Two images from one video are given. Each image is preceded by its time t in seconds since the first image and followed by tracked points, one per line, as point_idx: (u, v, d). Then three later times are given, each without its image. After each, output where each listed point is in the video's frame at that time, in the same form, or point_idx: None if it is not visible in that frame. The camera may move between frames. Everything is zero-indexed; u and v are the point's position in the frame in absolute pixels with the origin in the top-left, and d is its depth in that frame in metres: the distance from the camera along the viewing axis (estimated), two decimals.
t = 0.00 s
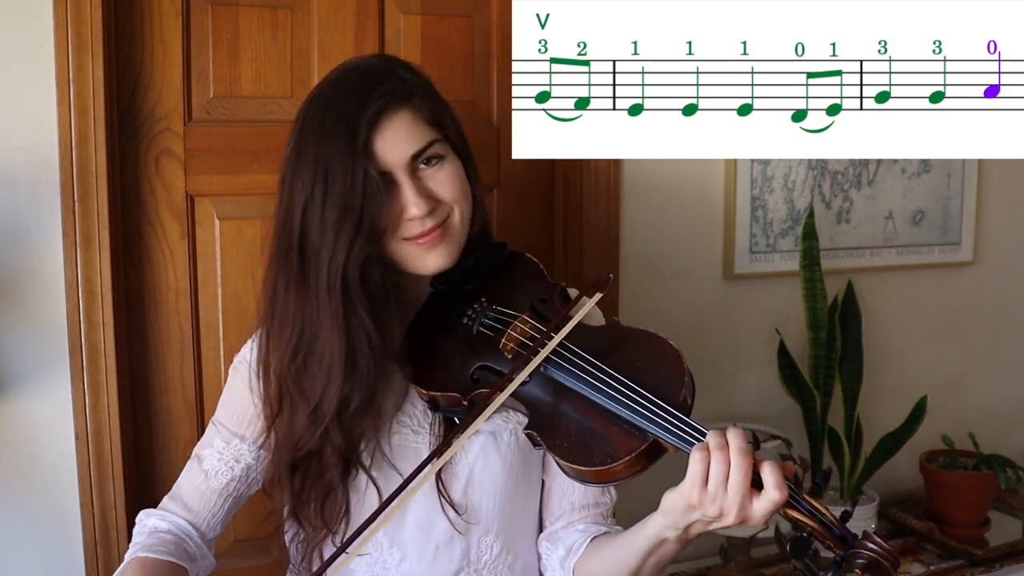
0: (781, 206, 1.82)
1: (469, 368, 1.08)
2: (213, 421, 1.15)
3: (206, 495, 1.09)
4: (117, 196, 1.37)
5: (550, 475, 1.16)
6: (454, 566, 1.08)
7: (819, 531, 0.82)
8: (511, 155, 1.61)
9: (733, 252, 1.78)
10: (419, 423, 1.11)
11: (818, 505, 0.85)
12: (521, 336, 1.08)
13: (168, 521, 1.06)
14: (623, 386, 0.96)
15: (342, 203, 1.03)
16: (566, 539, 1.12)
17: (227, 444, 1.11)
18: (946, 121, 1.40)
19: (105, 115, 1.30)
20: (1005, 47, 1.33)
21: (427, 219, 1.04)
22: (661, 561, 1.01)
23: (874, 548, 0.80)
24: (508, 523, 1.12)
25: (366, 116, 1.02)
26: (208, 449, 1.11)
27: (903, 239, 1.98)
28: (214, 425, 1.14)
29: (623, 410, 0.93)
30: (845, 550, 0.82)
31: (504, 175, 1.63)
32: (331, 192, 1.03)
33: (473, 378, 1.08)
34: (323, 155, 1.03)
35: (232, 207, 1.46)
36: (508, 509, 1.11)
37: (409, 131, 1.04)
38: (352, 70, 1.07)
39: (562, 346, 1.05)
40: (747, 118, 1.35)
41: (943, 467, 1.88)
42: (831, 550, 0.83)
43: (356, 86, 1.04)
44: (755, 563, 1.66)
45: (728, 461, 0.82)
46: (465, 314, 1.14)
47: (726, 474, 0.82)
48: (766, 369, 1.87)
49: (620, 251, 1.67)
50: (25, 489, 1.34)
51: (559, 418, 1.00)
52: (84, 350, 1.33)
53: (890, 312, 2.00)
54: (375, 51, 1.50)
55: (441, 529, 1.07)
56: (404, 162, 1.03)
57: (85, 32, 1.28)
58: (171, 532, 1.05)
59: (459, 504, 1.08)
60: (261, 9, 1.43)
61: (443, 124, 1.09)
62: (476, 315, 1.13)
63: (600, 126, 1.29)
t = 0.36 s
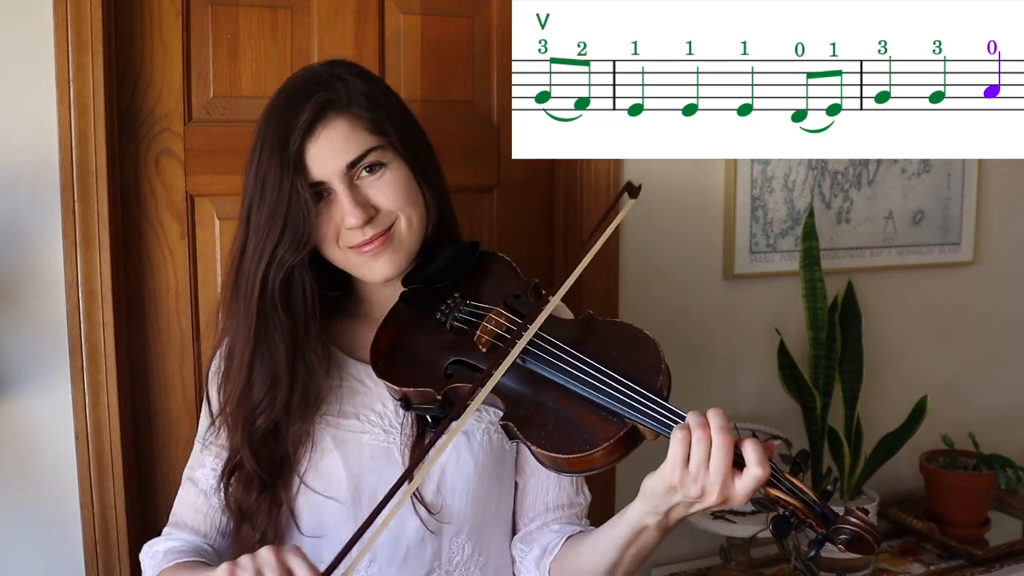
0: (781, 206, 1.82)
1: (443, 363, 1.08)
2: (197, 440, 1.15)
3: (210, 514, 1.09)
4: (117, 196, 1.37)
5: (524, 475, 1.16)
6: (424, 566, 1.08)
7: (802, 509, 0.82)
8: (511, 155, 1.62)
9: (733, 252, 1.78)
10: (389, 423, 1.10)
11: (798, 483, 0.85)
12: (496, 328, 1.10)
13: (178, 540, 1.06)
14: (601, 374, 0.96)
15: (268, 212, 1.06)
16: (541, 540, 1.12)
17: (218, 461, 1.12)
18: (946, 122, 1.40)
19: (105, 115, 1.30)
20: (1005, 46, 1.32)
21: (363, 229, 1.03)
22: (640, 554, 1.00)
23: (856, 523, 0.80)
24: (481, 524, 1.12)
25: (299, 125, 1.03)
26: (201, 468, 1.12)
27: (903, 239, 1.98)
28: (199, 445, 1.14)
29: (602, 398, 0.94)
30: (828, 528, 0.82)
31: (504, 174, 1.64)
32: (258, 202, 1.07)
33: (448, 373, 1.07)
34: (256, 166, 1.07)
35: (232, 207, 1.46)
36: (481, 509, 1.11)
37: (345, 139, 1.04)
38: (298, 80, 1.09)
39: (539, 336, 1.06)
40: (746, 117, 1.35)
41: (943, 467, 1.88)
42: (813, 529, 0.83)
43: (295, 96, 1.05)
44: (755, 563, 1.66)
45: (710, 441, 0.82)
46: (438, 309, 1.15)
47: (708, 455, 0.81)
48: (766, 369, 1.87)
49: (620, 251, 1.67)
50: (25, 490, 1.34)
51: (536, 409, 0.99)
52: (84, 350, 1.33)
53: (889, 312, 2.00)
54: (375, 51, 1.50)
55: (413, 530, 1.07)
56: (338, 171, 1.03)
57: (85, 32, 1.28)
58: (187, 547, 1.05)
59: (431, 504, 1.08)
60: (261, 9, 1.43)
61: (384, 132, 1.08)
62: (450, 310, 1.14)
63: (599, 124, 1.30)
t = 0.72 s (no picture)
0: (781, 206, 1.82)
1: (417, 367, 1.08)
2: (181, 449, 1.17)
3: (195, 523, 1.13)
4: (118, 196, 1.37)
5: (500, 481, 1.16)
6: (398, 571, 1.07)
7: (772, 517, 0.82)
8: (511, 155, 1.62)
9: (733, 252, 1.78)
10: (365, 427, 1.10)
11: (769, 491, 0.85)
12: (470, 332, 1.09)
13: (168, 554, 1.10)
14: (572, 380, 0.96)
15: (246, 220, 1.06)
16: (516, 546, 1.11)
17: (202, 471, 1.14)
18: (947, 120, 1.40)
19: (105, 115, 1.30)
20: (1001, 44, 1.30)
21: (343, 236, 1.03)
22: (614, 562, 1.00)
23: (825, 531, 0.81)
24: (456, 530, 1.11)
25: (276, 132, 1.03)
26: (185, 478, 1.14)
27: (903, 239, 1.98)
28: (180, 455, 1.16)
29: (573, 404, 0.94)
30: (798, 536, 0.83)
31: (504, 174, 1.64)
32: (237, 210, 1.07)
33: (422, 378, 1.07)
34: (234, 173, 1.06)
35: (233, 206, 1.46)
36: (454, 516, 1.10)
37: (323, 145, 1.03)
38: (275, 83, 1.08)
39: (509, 341, 1.05)
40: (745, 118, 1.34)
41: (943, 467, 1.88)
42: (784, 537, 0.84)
43: (272, 103, 1.05)
44: (755, 563, 1.66)
45: (678, 448, 0.82)
46: (414, 313, 1.14)
47: (676, 461, 0.82)
48: (765, 369, 1.87)
49: (620, 252, 1.67)
50: (25, 490, 1.35)
51: (506, 413, 0.99)
52: (84, 349, 1.33)
53: (889, 312, 2.00)
54: (375, 51, 1.50)
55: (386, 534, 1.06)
56: (318, 178, 1.03)
57: (85, 32, 1.28)
58: (178, 560, 1.10)
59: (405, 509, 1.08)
60: (261, 9, 1.43)
61: (360, 137, 1.07)
62: (424, 314, 1.13)
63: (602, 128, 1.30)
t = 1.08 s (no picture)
0: (781, 206, 1.82)
1: (399, 370, 1.08)
2: (148, 430, 1.15)
3: (140, 507, 1.08)
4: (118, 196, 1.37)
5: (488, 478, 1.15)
6: (386, 571, 1.07)
7: (751, 525, 0.83)
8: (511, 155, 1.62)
9: (733, 252, 1.78)
10: (352, 427, 1.09)
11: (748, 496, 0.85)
12: (450, 335, 1.09)
13: (100, 537, 1.05)
14: (553, 384, 0.96)
15: (276, 225, 1.00)
16: (506, 543, 1.11)
17: (160, 454, 1.11)
18: (945, 121, 1.40)
19: (105, 114, 1.30)
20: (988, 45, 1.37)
21: (374, 234, 1.01)
22: (598, 562, 1.01)
23: (804, 539, 0.81)
24: (444, 529, 1.11)
25: (308, 131, 1.00)
26: (143, 459, 1.11)
27: (903, 239, 1.98)
28: (147, 435, 1.13)
29: (553, 408, 0.94)
30: (777, 542, 0.83)
31: (504, 174, 1.64)
32: (263, 211, 1.01)
33: (404, 380, 1.07)
34: (258, 170, 1.00)
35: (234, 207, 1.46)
36: (442, 515, 1.11)
37: (354, 143, 1.02)
38: (290, 79, 1.04)
39: (491, 344, 1.05)
40: (743, 117, 1.39)
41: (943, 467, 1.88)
42: (763, 542, 0.84)
43: (295, 100, 1.01)
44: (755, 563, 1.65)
45: (654, 455, 0.82)
46: (396, 313, 1.14)
47: (652, 469, 0.82)
48: (765, 369, 1.87)
49: (620, 251, 1.67)
50: (24, 490, 1.35)
51: (488, 417, 0.99)
52: (84, 349, 1.33)
53: (889, 312, 2.00)
54: (375, 51, 1.50)
55: (372, 534, 1.06)
56: (348, 176, 1.01)
57: (85, 32, 1.28)
58: (106, 546, 1.04)
59: (391, 510, 1.08)
60: (261, 9, 1.43)
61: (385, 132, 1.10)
62: (406, 315, 1.13)
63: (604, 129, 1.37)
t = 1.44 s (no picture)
0: (781, 206, 1.82)
1: (404, 374, 1.07)
2: (140, 445, 1.13)
3: (153, 522, 1.08)
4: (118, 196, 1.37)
5: (490, 471, 1.15)
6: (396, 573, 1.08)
7: (771, 517, 0.83)
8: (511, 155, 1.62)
9: (733, 253, 1.78)
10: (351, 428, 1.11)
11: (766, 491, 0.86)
12: (455, 338, 1.08)
13: (121, 555, 1.05)
14: (562, 384, 0.97)
15: (325, 227, 0.97)
16: (513, 535, 1.09)
17: (165, 469, 1.10)
18: (945, 121, 1.40)
19: (105, 114, 1.30)
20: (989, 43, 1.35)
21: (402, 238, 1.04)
22: (614, 556, 1.01)
23: (824, 530, 0.82)
24: (450, 526, 1.12)
25: (355, 132, 0.98)
26: (146, 476, 1.10)
27: (903, 238, 1.98)
28: (144, 450, 1.11)
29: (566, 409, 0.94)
30: (797, 534, 0.83)
31: (504, 174, 1.64)
32: (310, 216, 0.97)
33: (409, 384, 1.07)
34: (300, 170, 0.96)
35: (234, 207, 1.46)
36: (446, 511, 1.11)
37: (389, 147, 1.03)
38: (314, 74, 1.00)
39: (496, 345, 1.04)
40: (743, 116, 1.39)
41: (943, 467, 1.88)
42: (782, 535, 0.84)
43: (323, 96, 0.98)
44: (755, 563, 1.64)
45: (679, 459, 0.82)
46: (396, 316, 1.12)
47: (678, 472, 0.82)
48: (765, 369, 1.87)
49: (620, 251, 1.67)
50: (22, 490, 1.34)
51: (500, 421, 0.99)
52: (84, 349, 1.33)
53: (889, 312, 2.00)
54: (375, 50, 1.50)
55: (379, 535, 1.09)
56: (384, 180, 1.02)
57: (85, 32, 1.28)
58: (132, 563, 1.05)
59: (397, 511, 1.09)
60: (262, 9, 1.43)
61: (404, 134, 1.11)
62: (407, 318, 1.11)
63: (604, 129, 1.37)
